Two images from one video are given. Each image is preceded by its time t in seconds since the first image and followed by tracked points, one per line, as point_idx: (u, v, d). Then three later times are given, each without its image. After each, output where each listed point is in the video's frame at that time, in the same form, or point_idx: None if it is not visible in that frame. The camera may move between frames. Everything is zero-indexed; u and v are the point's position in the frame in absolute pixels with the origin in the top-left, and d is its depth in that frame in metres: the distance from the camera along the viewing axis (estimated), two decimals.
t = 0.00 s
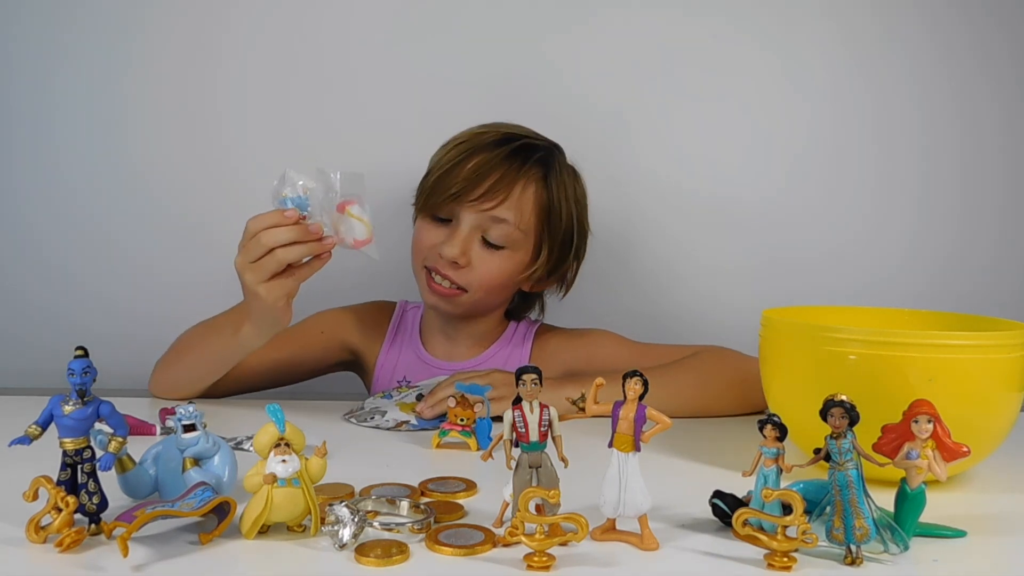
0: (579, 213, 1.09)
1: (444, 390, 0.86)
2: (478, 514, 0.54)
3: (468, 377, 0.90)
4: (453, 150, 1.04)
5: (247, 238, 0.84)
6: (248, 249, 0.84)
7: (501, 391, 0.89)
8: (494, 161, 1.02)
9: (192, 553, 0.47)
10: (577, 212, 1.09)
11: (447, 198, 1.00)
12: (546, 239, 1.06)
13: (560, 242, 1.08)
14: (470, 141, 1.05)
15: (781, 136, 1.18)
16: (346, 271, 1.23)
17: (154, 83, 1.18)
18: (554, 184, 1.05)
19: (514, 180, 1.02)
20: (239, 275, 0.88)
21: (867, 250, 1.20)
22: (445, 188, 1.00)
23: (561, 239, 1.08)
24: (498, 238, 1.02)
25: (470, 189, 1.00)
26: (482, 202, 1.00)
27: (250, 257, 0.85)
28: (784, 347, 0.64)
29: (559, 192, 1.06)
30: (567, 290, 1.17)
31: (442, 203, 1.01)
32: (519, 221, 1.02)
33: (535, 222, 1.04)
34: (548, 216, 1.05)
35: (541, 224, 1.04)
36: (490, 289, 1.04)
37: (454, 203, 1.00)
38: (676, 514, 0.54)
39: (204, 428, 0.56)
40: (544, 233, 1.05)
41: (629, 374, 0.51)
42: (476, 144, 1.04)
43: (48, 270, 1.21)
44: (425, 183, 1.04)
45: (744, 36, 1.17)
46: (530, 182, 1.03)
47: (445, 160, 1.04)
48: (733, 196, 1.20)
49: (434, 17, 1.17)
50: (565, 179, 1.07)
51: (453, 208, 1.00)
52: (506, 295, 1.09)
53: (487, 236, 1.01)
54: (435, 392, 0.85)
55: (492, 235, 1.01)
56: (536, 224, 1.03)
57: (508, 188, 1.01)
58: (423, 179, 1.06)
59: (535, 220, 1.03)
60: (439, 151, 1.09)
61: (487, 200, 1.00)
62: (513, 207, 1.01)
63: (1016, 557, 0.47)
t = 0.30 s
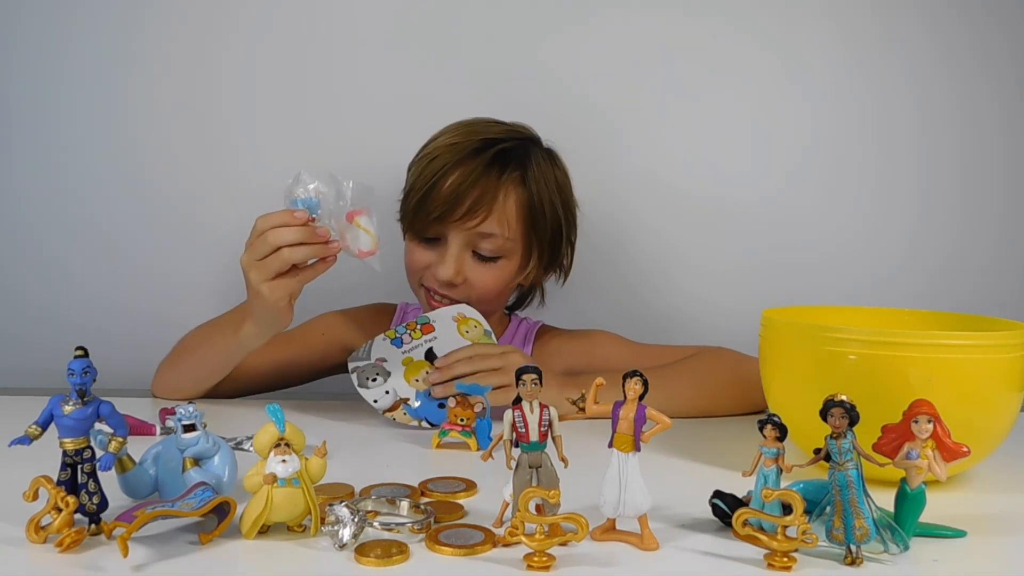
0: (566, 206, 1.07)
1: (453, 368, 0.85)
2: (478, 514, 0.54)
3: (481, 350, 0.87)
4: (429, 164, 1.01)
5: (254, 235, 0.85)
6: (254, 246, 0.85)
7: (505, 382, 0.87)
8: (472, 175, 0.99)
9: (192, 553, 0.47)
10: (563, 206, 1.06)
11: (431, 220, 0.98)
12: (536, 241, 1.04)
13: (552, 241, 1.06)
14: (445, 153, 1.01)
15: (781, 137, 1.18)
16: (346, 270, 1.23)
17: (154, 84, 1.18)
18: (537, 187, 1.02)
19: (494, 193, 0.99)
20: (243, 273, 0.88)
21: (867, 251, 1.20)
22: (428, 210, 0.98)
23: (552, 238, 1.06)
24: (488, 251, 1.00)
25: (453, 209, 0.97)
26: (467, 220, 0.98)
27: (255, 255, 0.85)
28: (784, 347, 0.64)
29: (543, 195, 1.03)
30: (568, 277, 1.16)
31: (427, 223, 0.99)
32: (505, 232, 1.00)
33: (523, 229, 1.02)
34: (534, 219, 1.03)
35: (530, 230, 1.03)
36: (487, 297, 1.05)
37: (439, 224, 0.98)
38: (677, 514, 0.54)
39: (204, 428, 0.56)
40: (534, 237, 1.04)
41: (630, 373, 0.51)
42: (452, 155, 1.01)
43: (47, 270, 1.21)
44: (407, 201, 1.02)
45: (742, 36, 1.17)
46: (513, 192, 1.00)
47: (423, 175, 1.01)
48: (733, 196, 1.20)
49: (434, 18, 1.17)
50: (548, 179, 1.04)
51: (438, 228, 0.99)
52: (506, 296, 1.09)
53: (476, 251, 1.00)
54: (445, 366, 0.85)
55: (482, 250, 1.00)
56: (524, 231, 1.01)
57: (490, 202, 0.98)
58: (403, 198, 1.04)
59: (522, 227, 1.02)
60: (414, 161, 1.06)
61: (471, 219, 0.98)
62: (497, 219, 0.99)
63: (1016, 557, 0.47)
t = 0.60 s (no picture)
0: (549, 194, 1.08)
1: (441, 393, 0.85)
2: (478, 514, 0.54)
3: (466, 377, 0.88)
4: (407, 170, 1.02)
5: (263, 234, 0.85)
6: (263, 246, 0.85)
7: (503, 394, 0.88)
8: (450, 174, 0.99)
9: (192, 553, 0.47)
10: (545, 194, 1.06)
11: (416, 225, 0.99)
12: (524, 234, 1.04)
13: (540, 231, 1.06)
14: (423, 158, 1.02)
15: (782, 137, 1.18)
16: (346, 270, 1.23)
17: (155, 84, 1.18)
18: (516, 178, 1.02)
19: (475, 188, 0.99)
20: (252, 272, 0.88)
21: (867, 252, 1.20)
22: (411, 215, 0.99)
23: (539, 229, 1.06)
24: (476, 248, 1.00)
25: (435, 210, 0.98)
26: (451, 219, 0.98)
27: (263, 253, 0.86)
28: (784, 348, 0.64)
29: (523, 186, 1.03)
30: (560, 265, 1.16)
31: (411, 229, 0.99)
32: (490, 226, 1.00)
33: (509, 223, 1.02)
34: (519, 211, 1.02)
35: (515, 223, 1.03)
36: (482, 295, 1.04)
37: (424, 228, 0.98)
38: (677, 514, 0.54)
39: (204, 428, 0.56)
40: (521, 230, 1.04)
41: (629, 373, 0.51)
42: (428, 159, 1.01)
43: (48, 270, 1.21)
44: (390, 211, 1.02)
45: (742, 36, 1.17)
46: (494, 187, 1.01)
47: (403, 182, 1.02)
48: (732, 197, 1.20)
49: (433, 18, 1.17)
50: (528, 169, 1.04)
51: (424, 232, 0.99)
52: (500, 293, 1.09)
53: (464, 249, 1.00)
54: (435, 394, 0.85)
55: (469, 247, 1.00)
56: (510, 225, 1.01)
57: (472, 199, 0.99)
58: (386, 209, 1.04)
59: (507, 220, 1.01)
60: (396, 167, 1.06)
61: (455, 218, 0.98)
62: (480, 216, 0.99)
63: (1016, 557, 0.47)
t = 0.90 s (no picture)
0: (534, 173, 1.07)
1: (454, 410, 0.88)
2: (478, 514, 0.54)
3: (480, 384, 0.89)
4: (393, 153, 1.06)
5: (275, 263, 0.85)
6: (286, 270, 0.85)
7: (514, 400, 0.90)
8: (430, 148, 1.02)
9: (192, 553, 0.47)
10: (530, 167, 1.06)
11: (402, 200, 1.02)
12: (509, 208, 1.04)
13: (525, 206, 1.06)
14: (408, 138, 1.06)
15: (781, 138, 1.18)
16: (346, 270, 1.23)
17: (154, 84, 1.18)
18: (497, 148, 1.03)
19: (455, 160, 1.01)
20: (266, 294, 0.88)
21: (866, 252, 1.20)
22: (397, 192, 1.02)
23: (523, 204, 1.06)
24: (461, 219, 1.02)
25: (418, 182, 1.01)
26: (434, 190, 1.01)
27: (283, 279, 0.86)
28: (784, 347, 0.64)
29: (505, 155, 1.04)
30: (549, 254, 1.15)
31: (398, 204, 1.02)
32: (472, 196, 1.01)
33: (492, 194, 1.03)
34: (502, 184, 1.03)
35: (500, 195, 1.03)
36: (469, 269, 1.03)
37: (410, 201, 1.01)
38: (677, 514, 0.54)
39: (204, 428, 0.56)
40: (504, 204, 1.04)
41: (629, 373, 0.51)
42: (412, 139, 1.05)
43: (47, 270, 1.21)
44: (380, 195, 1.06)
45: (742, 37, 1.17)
46: (475, 158, 1.02)
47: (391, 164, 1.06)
48: (732, 197, 1.20)
49: (433, 18, 1.17)
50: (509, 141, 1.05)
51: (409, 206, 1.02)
52: (490, 275, 1.07)
53: (448, 219, 1.01)
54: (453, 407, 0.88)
55: (453, 218, 1.01)
56: (493, 195, 1.02)
57: (453, 170, 1.01)
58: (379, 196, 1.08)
59: (490, 191, 1.02)
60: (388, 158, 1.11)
61: (438, 188, 1.01)
62: (463, 185, 1.01)
63: (1016, 557, 0.47)
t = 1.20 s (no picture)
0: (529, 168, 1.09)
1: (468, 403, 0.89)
2: (478, 514, 0.54)
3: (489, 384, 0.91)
4: (392, 148, 1.05)
5: (298, 277, 0.84)
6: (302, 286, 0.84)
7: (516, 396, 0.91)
8: (432, 144, 1.02)
9: (192, 553, 0.47)
10: (526, 165, 1.07)
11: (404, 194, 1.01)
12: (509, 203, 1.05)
13: (524, 202, 1.07)
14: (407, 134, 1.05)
15: (780, 138, 1.18)
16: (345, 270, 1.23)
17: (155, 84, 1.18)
18: (498, 145, 1.04)
19: (457, 154, 1.01)
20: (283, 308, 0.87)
21: (867, 252, 1.20)
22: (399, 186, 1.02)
23: (522, 198, 1.06)
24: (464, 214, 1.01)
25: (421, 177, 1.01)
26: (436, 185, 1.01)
27: (299, 294, 0.85)
28: (783, 347, 0.64)
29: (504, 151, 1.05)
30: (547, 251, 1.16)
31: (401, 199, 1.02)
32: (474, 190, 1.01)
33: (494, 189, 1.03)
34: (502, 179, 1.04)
35: (501, 190, 1.04)
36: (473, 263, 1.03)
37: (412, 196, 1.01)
38: (676, 514, 0.54)
39: (204, 428, 0.56)
40: (505, 197, 1.04)
41: (629, 373, 0.51)
42: (412, 135, 1.05)
43: (47, 270, 1.21)
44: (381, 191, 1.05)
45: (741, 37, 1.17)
46: (477, 153, 1.03)
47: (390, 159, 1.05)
48: (731, 197, 1.20)
49: (433, 18, 1.17)
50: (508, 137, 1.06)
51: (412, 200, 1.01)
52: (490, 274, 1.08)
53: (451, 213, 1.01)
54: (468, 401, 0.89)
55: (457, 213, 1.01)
56: (495, 190, 1.03)
57: (455, 164, 1.01)
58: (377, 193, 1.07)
59: (492, 185, 1.03)
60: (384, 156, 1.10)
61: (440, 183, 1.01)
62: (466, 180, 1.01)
63: (1016, 557, 0.47)
